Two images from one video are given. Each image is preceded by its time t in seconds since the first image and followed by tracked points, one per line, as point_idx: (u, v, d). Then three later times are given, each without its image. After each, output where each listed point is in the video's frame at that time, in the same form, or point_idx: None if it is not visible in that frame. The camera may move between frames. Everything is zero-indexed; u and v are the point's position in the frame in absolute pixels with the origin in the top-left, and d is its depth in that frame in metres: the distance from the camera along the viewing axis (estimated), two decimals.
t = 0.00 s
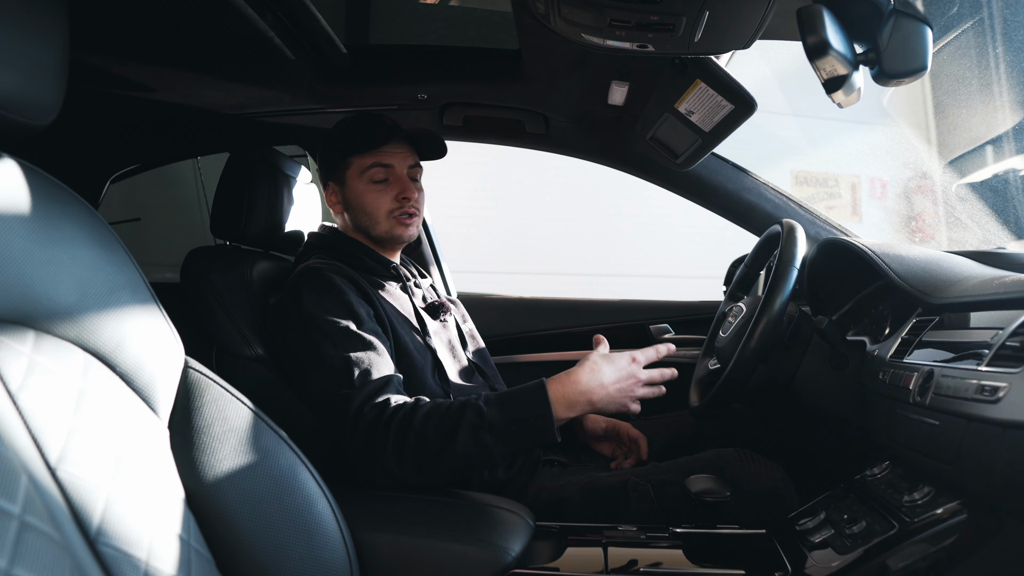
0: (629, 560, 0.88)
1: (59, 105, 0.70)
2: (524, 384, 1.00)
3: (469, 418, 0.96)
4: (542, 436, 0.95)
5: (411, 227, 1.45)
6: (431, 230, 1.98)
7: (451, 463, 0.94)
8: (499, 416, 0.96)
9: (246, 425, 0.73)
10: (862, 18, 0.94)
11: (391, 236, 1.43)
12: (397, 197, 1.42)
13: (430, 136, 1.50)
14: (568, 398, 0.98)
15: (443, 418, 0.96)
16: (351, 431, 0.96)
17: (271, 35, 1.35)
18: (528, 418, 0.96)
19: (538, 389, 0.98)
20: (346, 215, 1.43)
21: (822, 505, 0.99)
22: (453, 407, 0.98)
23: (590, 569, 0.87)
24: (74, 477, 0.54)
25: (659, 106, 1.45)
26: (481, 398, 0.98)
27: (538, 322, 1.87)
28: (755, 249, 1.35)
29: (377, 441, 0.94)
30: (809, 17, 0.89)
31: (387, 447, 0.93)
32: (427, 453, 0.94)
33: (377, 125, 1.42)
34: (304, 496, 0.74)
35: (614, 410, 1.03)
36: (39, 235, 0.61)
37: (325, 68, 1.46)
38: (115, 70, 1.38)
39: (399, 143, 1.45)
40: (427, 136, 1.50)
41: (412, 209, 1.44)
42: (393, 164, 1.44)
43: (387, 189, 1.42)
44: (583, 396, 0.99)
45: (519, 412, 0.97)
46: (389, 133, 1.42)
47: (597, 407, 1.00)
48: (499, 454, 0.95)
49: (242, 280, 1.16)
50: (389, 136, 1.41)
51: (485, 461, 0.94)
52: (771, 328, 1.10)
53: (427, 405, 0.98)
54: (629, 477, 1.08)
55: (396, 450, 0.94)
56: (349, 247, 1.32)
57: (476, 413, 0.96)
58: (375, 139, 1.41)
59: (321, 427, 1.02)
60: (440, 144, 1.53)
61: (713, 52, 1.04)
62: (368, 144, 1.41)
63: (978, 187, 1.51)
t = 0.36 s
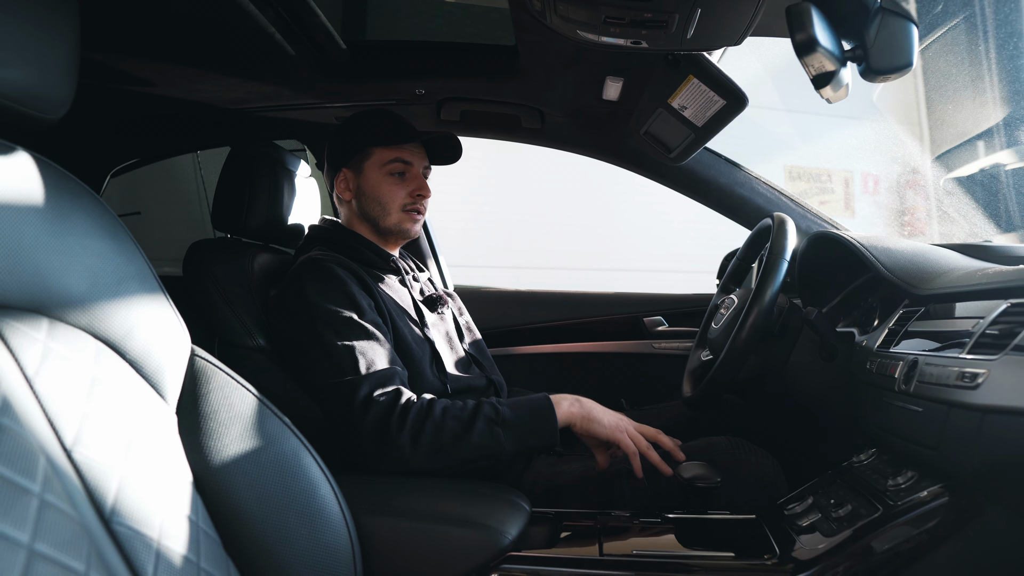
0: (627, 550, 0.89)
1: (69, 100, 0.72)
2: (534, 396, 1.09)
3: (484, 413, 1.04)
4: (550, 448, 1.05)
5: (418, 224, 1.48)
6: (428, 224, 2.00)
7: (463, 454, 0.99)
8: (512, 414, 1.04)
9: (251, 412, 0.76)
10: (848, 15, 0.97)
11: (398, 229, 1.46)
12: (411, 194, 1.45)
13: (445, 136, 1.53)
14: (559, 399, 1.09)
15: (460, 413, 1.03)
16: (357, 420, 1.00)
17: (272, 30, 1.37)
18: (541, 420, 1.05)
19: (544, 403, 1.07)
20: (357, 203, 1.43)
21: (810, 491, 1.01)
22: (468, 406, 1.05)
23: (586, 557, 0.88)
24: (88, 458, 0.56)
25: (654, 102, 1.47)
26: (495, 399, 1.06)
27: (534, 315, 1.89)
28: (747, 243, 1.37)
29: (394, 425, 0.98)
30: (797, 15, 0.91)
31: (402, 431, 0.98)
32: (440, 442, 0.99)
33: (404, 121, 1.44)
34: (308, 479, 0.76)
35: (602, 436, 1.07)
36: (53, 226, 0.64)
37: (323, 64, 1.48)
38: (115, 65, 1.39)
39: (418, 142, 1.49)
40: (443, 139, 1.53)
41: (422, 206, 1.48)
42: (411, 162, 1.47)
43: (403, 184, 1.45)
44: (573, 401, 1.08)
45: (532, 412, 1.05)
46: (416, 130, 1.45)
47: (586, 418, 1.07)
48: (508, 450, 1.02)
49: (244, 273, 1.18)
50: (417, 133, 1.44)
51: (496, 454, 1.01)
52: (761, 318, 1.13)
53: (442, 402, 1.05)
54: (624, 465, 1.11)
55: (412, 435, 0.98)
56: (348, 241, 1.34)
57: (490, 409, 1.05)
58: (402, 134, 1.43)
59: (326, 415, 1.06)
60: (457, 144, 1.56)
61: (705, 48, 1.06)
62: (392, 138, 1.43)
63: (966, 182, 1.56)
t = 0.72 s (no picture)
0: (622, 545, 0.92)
1: (90, 114, 0.75)
2: (535, 401, 1.12)
3: (487, 418, 1.07)
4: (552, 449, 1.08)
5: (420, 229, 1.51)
6: (429, 227, 2.03)
7: (465, 456, 1.03)
8: (514, 418, 1.08)
9: (264, 413, 0.80)
10: (837, 30, 1.01)
11: (401, 233, 1.48)
12: (413, 199, 1.48)
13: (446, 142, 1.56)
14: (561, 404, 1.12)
15: (463, 416, 1.06)
16: (362, 421, 1.03)
17: (279, 41, 1.39)
18: (541, 424, 1.08)
19: (544, 405, 1.11)
20: (360, 207, 1.46)
21: (801, 489, 1.05)
22: (469, 410, 1.08)
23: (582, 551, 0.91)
24: (113, 457, 0.60)
25: (651, 109, 1.50)
26: (501, 405, 1.09)
27: (533, 317, 1.92)
28: (742, 247, 1.41)
29: (398, 426, 1.01)
30: (787, 31, 0.95)
31: (406, 433, 1.01)
32: (444, 443, 1.02)
33: (405, 128, 1.48)
34: (318, 478, 0.80)
35: (604, 443, 1.10)
36: (75, 236, 0.67)
37: (327, 72, 1.51)
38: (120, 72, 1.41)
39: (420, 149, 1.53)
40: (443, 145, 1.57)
41: (424, 212, 1.50)
42: (413, 168, 1.51)
43: (406, 190, 1.48)
44: (575, 408, 1.11)
45: (533, 416, 1.09)
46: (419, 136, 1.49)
47: (587, 425, 1.10)
48: (510, 453, 1.05)
49: (252, 276, 1.21)
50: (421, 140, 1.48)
51: (497, 457, 1.04)
52: (755, 322, 1.16)
53: (445, 405, 1.08)
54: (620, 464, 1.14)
55: (416, 438, 1.02)
56: (352, 245, 1.37)
57: (493, 414, 1.08)
58: (404, 140, 1.47)
59: (331, 416, 1.09)
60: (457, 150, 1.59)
61: (700, 60, 1.10)
62: (394, 143, 1.47)
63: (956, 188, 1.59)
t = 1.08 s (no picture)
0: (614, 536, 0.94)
1: (97, 116, 0.78)
2: (530, 397, 1.14)
3: (482, 413, 1.09)
4: (544, 443, 1.10)
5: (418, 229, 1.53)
6: (426, 226, 2.06)
7: (461, 450, 1.05)
8: (508, 414, 1.10)
9: (263, 407, 0.82)
10: (825, 34, 1.03)
11: (398, 234, 1.51)
12: (410, 200, 1.50)
13: (439, 146, 1.58)
14: (555, 401, 1.14)
15: (459, 411, 1.09)
16: (359, 416, 1.05)
17: (279, 43, 1.42)
18: (534, 419, 1.11)
19: (539, 400, 1.13)
20: (358, 208, 1.48)
21: (789, 482, 1.07)
22: (465, 405, 1.10)
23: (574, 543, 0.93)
24: (118, 448, 0.62)
25: (645, 110, 1.53)
26: (496, 400, 1.11)
27: (529, 315, 1.95)
28: (735, 246, 1.43)
29: (395, 421, 1.04)
30: (775, 36, 0.98)
31: (403, 427, 1.03)
32: (439, 438, 1.05)
33: (402, 130, 1.49)
34: (317, 470, 0.82)
35: (597, 438, 1.12)
36: (82, 234, 0.69)
37: (326, 73, 1.53)
38: (121, 73, 1.43)
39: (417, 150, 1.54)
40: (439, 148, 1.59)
41: (421, 212, 1.53)
42: (410, 169, 1.52)
43: (403, 191, 1.50)
44: (569, 404, 1.14)
45: (527, 411, 1.11)
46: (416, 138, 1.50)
47: (581, 420, 1.12)
48: (504, 448, 1.07)
49: (251, 274, 1.23)
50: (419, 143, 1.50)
51: (491, 451, 1.07)
52: (745, 320, 1.19)
53: (441, 401, 1.10)
54: (613, 459, 1.16)
55: (411, 433, 1.04)
56: (350, 244, 1.39)
57: (489, 409, 1.10)
58: (402, 142, 1.49)
59: (329, 412, 1.11)
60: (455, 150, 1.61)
61: (692, 63, 1.12)
62: (392, 145, 1.49)
63: (944, 188, 1.61)
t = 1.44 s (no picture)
0: (596, 529, 0.96)
1: (85, 114, 0.79)
2: (514, 393, 1.16)
3: (466, 410, 1.10)
4: (528, 440, 1.11)
5: (396, 223, 1.53)
6: (412, 225, 2.06)
7: (445, 446, 1.06)
8: (492, 410, 1.11)
9: (251, 403, 0.84)
10: (803, 39, 1.06)
11: (376, 232, 1.52)
12: (380, 196, 1.51)
13: (410, 136, 1.59)
14: (538, 398, 1.16)
15: (443, 408, 1.10)
16: (345, 413, 1.06)
17: (265, 42, 1.43)
18: (518, 415, 1.12)
19: (523, 398, 1.14)
20: (334, 214, 1.51)
21: (767, 475, 1.10)
22: (450, 402, 1.11)
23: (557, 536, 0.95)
24: (107, 442, 0.64)
25: (627, 112, 1.55)
26: (480, 397, 1.13)
27: (513, 314, 1.96)
28: (715, 246, 1.46)
29: (381, 417, 1.05)
30: (754, 41, 1.00)
31: (388, 423, 1.05)
32: (424, 434, 1.06)
33: (359, 129, 1.50)
34: (303, 464, 0.85)
35: (581, 433, 1.14)
36: (71, 231, 0.71)
37: (312, 72, 1.54)
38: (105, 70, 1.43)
39: (382, 145, 1.54)
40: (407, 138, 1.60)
41: (396, 206, 1.53)
42: (376, 165, 1.52)
43: (373, 189, 1.51)
44: (553, 400, 1.15)
45: (511, 408, 1.13)
46: (375, 134, 1.50)
47: (565, 416, 1.14)
48: (488, 444, 1.09)
49: (237, 272, 1.23)
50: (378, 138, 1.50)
51: (475, 447, 1.08)
52: (725, 318, 1.21)
53: (426, 398, 1.11)
54: (596, 455, 1.18)
55: (397, 429, 1.05)
56: (335, 242, 1.39)
57: (473, 406, 1.11)
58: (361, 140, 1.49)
59: (316, 409, 1.12)
60: (422, 144, 1.61)
61: (673, 66, 1.14)
62: (353, 146, 1.49)
63: (918, 190, 1.67)
